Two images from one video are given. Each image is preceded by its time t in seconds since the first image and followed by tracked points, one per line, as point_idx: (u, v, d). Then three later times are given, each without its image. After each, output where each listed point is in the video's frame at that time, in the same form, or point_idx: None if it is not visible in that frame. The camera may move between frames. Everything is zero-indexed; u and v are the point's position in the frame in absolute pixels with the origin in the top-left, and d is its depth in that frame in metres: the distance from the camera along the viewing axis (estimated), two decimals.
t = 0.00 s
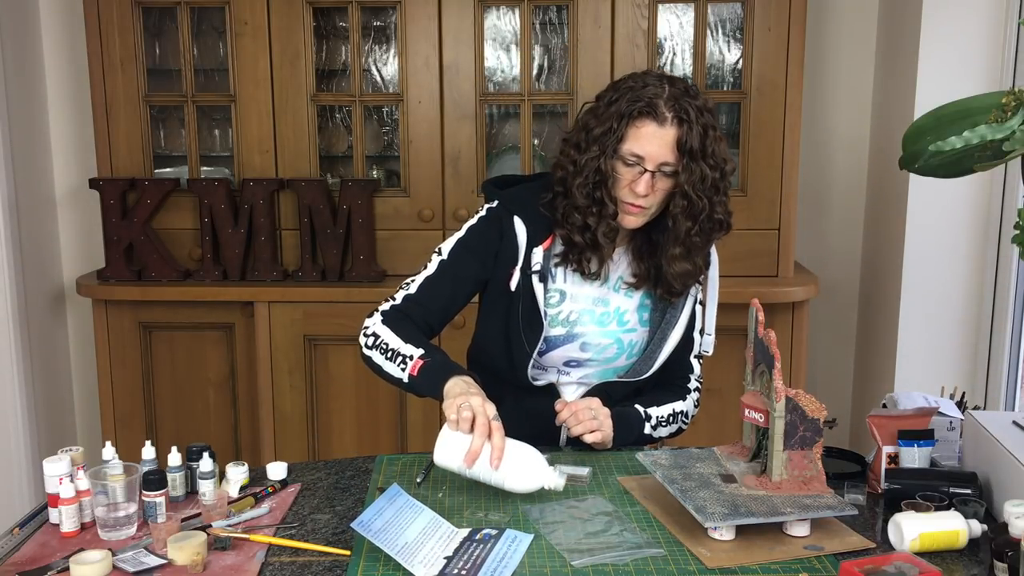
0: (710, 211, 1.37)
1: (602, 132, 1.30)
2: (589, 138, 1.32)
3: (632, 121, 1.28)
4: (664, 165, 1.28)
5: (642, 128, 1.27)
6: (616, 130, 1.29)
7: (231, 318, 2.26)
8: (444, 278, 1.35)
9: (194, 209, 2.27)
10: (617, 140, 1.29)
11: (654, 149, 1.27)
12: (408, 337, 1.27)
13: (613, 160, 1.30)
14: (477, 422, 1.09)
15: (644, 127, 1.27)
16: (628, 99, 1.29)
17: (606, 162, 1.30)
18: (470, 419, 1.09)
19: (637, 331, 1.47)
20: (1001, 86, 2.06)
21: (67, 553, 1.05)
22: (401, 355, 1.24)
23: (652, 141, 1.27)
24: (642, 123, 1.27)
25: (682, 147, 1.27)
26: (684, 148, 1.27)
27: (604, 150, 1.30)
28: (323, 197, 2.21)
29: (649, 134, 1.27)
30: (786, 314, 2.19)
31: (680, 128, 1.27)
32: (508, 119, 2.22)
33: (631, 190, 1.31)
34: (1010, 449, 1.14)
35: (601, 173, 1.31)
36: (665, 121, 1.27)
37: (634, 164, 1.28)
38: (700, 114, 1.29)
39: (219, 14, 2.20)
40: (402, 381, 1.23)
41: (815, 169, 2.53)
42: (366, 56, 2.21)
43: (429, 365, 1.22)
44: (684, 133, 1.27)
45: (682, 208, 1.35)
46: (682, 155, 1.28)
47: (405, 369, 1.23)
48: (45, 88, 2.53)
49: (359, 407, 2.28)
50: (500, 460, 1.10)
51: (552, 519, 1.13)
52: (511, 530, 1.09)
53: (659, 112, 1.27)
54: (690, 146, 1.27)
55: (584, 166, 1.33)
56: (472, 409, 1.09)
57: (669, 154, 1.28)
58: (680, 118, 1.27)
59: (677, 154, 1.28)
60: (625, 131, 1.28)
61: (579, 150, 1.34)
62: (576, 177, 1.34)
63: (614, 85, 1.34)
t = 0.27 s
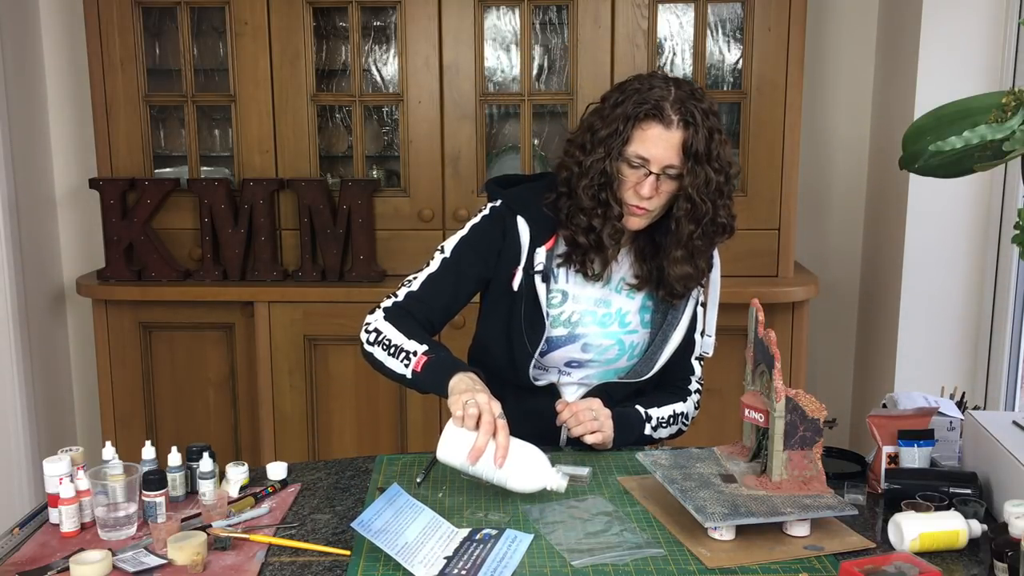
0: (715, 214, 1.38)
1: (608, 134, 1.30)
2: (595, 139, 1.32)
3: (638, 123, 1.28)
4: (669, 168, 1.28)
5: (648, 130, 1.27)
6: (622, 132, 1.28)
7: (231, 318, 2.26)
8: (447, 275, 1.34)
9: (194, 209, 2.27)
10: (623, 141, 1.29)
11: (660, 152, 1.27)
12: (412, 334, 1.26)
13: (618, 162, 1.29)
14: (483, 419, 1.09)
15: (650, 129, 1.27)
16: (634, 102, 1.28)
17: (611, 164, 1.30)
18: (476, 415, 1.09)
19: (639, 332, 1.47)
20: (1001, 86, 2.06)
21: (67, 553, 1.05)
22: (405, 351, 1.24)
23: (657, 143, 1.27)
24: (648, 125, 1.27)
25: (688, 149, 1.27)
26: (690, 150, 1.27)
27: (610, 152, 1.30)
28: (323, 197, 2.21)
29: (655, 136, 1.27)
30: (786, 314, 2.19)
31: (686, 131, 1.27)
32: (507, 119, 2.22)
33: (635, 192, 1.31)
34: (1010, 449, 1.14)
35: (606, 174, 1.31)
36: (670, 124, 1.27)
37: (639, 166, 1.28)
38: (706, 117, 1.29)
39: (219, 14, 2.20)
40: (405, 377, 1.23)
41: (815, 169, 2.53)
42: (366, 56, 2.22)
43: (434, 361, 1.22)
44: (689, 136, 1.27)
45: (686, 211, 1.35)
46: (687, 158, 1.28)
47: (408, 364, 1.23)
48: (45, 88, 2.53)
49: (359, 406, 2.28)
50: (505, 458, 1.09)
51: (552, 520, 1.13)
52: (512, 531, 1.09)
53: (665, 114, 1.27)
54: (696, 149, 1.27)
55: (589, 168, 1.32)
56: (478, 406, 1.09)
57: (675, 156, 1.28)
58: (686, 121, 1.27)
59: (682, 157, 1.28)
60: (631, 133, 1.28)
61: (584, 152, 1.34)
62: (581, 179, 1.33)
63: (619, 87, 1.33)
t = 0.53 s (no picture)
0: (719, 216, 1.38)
1: (612, 134, 1.30)
2: (598, 140, 1.32)
3: (642, 124, 1.27)
4: (673, 169, 1.28)
5: (652, 131, 1.27)
6: (626, 133, 1.28)
7: (231, 318, 2.26)
8: (449, 272, 1.34)
9: (194, 209, 2.27)
10: (627, 143, 1.28)
11: (664, 153, 1.27)
12: (413, 331, 1.26)
13: (621, 163, 1.29)
14: (488, 418, 1.09)
15: (654, 130, 1.27)
16: (638, 103, 1.28)
17: (615, 166, 1.29)
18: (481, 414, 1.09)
19: (640, 333, 1.47)
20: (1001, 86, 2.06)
21: (67, 553, 1.05)
22: (407, 349, 1.24)
23: (661, 144, 1.27)
24: (652, 127, 1.27)
25: (692, 151, 1.27)
26: (693, 152, 1.27)
27: (613, 153, 1.30)
28: (323, 197, 2.21)
29: (659, 137, 1.27)
30: (786, 314, 2.19)
31: (690, 133, 1.27)
32: (508, 119, 2.22)
33: (638, 193, 1.31)
34: (1010, 449, 1.14)
35: (610, 175, 1.31)
36: (674, 125, 1.27)
37: (643, 167, 1.28)
38: (710, 118, 1.29)
39: (219, 14, 2.19)
40: (408, 374, 1.23)
41: (815, 169, 2.53)
42: (366, 56, 2.22)
43: (437, 359, 1.21)
44: (693, 138, 1.27)
45: (690, 213, 1.35)
46: (691, 159, 1.28)
47: (411, 362, 1.23)
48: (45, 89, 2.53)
49: (359, 406, 2.28)
50: (508, 458, 1.09)
51: (552, 520, 1.12)
52: (511, 531, 1.09)
53: (669, 116, 1.27)
54: (699, 151, 1.27)
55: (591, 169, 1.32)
56: (483, 406, 1.10)
57: (679, 158, 1.27)
58: (690, 122, 1.27)
59: (686, 158, 1.28)
60: (635, 134, 1.28)
61: (588, 152, 1.34)
62: (585, 179, 1.34)
63: (623, 88, 1.33)
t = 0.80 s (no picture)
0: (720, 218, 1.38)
1: (614, 135, 1.30)
2: (600, 141, 1.32)
3: (644, 125, 1.27)
4: (674, 170, 1.28)
5: (653, 132, 1.27)
6: (627, 134, 1.28)
7: (230, 318, 2.26)
8: (450, 271, 1.34)
9: (194, 209, 2.27)
10: (628, 144, 1.28)
11: (665, 155, 1.27)
12: (414, 329, 1.26)
13: (623, 164, 1.29)
14: (489, 419, 1.08)
15: (656, 131, 1.26)
16: (640, 104, 1.28)
17: (616, 167, 1.29)
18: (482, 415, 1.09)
19: (640, 333, 1.47)
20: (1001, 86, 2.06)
21: (67, 553, 1.05)
22: (408, 347, 1.24)
23: (662, 145, 1.27)
24: (653, 128, 1.27)
25: (693, 152, 1.27)
26: (695, 153, 1.27)
27: (615, 153, 1.30)
28: (323, 197, 2.21)
29: (660, 138, 1.27)
30: (786, 314, 2.19)
31: (691, 135, 1.27)
32: (508, 119, 2.22)
33: (639, 195, 1.31)
34: (1010, 449, 1.14)
35: (611, 176, 1.31)
36: (676, 126, 1.26)
37: (644, 168, 1.28)
38: (711, 120, 1.29)
39: (219, 14, 2.20)
40: (409, 372, 1.23)
41: (815, 169, 2.53)
42: (366, 56, 2.22)
43: (438, 358, 1.21)
44: (695, 139, 1.27)
45: (691, 214, 1.35)
46: (693, 161, 1.28)
47: (413, 361, 1.23)
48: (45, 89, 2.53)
49: (359, 407, 2.28)
50: (509, 459, 1.09)
51: (551, 520, 1.12)
52: (511, 531, 1.09)
53: (671, 117, 1.27)
54: (701, 152, 1.27)
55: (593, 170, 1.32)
56: (484, 406, 1.09)
57: (680, 159, 1.27)
58: (692, 124, 1.27)
59: (687, 160, 1.28)
60: (636, 135, 1.28)
61: (589, 153, 1.34)
62: (586, 179, 1.34)
63: (625, 89, 1.33)
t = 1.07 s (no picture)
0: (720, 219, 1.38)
1: (614, 136, 1.30)
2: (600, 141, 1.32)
3: (644, 125, 1.28)
4: (674, 171, 1.28)
5: (654, 133, 1.27)
6: (627, 135, 1.28)
7: (231, 318, 2.26)
8: (450, 271, 1.34)
9: (194, 209, 2.27)
10: (628, 144, 1.29)
11: (666, 155, 1.27)
12: (414, 329, 1.26)
13: (623, 165, 1.29)
14: (489, 418, 1.08)
15: (656, 132, 1.27)
16: (641, 105, 1.28)
17: (616, 167, 1.30)
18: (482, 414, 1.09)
19: (640, 333, 1.47)
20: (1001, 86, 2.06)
21: (67, 553, 1.05)
22: (409, 347, 1.24)
23: (662, 146, 1.27)
24: (653, 128, 1.27)
25: (693, 153, 1.27)
26: (695, 154, 1.27)
27: (615, 154, 1.30)
28: (323, 197, 2.21)
29: (660, 139, 1.27)
30: (786, 314, 2.19)
31: (691, 135, 1.27)
32: (508, 119, 2.22)
33: (639, 195, 1.31)
34: (1010, 449, 1.14)
35: (611, 176, 1.31)
36: (676, 127, 1.27)
37: (644, 169, 1.28)
38: (712, 120, 1.29)
39: (219, 14, 2.20)
40: (409, 372, 1.23)
41: (815, 169, 2.53)
42: (366, 56, 2.22)
43: (438, 357, 1.21)
44: (695, 140, 1.27)
45: (691, 214, 1.35)
46: (693, 161, 1.28)
47: (413, 360, 1.22)
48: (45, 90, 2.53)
49: (359, 406, 2.28)
50: (509, 458, 1.09)
51: (551, 520, 1.12)
52: (511, 531, 1.09)
53: (671, 118, 1.27)
54: (701, 153, 1.27)
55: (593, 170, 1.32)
56: (484, 405, 1.09)
57: (681, 160, 1.27)
58: (692, 124, 1.27)
59: (688, 160, 1.28)
60: (636, 136, 1.28)
61: (590, 153, 1.34)
62: (587, 180, 1.34)
63: (626, 89, 1.33)
